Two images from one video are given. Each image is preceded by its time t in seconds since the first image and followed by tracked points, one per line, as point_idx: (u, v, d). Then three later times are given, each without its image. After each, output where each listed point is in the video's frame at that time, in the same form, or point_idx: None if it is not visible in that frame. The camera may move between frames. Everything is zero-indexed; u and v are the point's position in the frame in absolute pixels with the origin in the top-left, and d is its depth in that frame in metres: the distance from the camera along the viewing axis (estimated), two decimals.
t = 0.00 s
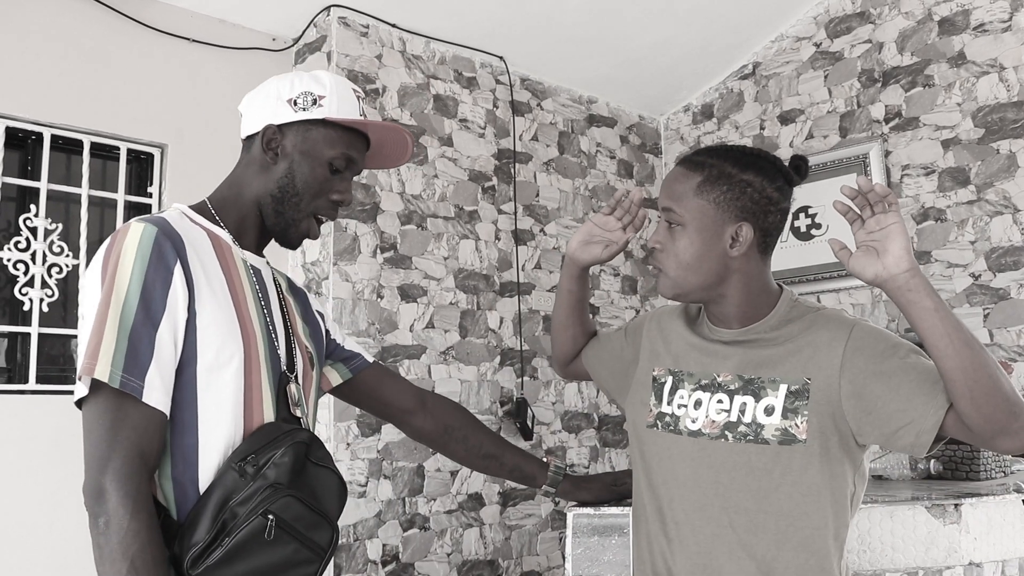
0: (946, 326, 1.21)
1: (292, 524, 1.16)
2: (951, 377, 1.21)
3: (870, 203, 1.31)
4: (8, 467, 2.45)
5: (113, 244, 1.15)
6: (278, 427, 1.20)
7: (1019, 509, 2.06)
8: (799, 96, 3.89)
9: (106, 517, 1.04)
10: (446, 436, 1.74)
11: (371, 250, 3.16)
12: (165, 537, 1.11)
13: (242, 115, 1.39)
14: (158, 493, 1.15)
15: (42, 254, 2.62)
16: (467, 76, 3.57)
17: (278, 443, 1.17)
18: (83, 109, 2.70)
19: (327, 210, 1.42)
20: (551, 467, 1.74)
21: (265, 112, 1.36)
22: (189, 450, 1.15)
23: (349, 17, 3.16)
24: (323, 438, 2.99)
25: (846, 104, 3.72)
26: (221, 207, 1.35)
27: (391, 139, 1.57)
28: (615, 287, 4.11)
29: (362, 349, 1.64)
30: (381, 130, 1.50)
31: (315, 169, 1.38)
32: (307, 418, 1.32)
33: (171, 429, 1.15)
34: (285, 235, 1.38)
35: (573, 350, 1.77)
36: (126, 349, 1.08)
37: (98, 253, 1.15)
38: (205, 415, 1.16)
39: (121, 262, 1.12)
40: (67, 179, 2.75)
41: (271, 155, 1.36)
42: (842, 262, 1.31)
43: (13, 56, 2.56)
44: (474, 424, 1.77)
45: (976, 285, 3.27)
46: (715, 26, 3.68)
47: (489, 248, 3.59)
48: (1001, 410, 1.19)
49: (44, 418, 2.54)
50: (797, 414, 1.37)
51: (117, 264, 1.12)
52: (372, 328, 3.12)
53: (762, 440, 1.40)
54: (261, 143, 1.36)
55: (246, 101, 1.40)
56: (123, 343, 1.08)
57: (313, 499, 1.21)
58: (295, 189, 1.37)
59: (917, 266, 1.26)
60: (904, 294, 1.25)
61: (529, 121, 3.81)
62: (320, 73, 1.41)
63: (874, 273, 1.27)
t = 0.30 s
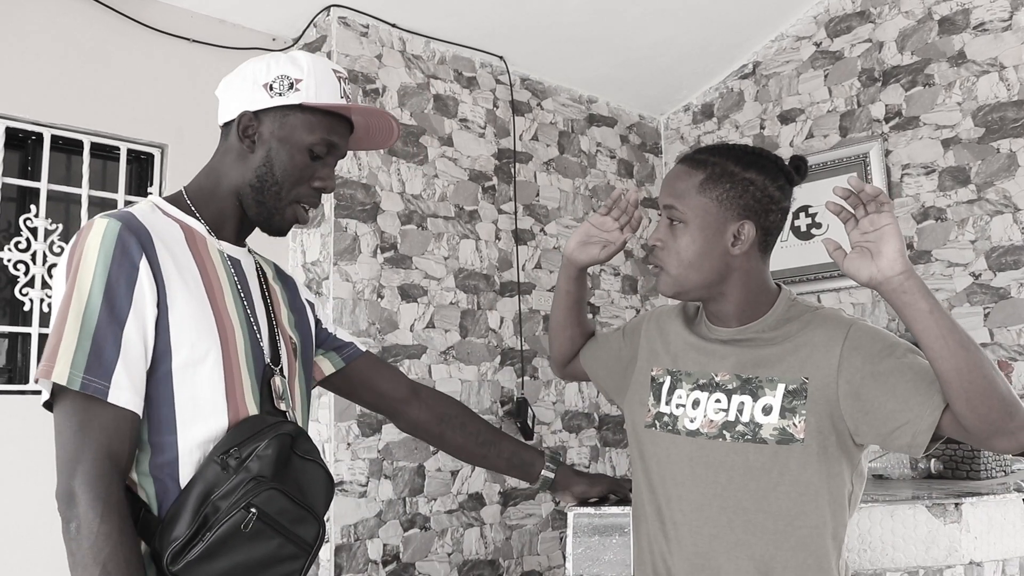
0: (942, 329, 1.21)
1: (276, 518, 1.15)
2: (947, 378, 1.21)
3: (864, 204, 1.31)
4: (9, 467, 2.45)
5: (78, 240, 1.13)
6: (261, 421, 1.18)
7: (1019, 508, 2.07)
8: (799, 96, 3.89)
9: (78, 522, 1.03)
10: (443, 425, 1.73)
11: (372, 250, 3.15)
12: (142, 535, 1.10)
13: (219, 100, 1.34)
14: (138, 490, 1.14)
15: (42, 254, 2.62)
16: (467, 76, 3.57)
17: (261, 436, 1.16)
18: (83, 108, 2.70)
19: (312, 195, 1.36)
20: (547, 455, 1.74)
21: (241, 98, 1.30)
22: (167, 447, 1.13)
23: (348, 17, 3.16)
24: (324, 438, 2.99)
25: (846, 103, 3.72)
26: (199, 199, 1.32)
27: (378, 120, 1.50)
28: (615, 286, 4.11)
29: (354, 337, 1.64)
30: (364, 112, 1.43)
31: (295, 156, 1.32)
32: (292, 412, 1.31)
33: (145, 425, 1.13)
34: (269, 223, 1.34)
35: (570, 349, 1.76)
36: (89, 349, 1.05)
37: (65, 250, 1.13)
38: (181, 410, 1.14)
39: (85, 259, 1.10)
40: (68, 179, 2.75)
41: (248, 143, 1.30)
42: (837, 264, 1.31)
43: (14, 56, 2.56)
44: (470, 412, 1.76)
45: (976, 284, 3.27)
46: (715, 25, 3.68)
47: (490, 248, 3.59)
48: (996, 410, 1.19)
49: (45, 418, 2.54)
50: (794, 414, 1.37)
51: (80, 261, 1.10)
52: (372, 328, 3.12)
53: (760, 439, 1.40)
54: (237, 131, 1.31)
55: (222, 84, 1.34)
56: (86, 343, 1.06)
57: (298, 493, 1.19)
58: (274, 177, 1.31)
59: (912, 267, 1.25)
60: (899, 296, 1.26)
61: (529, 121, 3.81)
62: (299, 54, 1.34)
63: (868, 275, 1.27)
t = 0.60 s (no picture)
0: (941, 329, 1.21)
1: (252, 528, 1.13)
2: (946, 378, 1.21)
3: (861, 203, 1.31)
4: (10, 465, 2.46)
5: (65, 250, 1.11)
6: (246, 429, 1.18)
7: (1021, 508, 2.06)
8: (800, 96, 3.89)
9: (51, 537, 1.00)
10: (450, 430, 1.70)
11: (372, 250, 3.15)
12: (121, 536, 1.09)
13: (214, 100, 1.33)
14: (118, 495, 1.14)
15: (43, 254, 2.63)
16: (468, 76, 3.57)
17: (243, 443, 1.15)
18: (83, 108, 2.70)
19: (311, 196, 1.35)
20: (551, 466, 1.70)
21: (235, 98, 1.29)
22: (148, 458, 1.14)
23: (349, 17, 3.16)
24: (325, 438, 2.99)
25: (847, 103, 3.72)
26: (194, 203, 1.32)
27: (377, 113, 1.48)
28: (616, 286, 4.11)
29: (362, 338, 1.63)
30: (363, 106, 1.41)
31: (291, 155, 1.31)
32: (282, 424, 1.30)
33: (130, 433, 1.14)
34: (267, 225, 1.33)
35: (569, 352, 1.76)
36: (70, 363, 1.04)
37: (52, 260, 1.12)
38: (167, 420, 1.14)
39: (68, 271, 1.08)
40: (68, 179, 2.76)
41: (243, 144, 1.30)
42: (835, 264, 1.31)
43: (15, 55, 2.56)
44: (478, 418, 1.74)
45: (977, 284, 3.27)
46: (715, 25, 3.68)
47: (490, 248, 3.59)
48: (996, 410, 1.19)
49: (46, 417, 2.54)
50: (794, 413, 1.37)
51: (64, 273, 1.08)
52: (373, 327, 3.12)
53: (761, 439, 1.40)
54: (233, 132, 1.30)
55: (217, 83, 1.34)
56: (67, 357, 1.04)
57: (278, 504, 1.17)
58: (271, 179, 1.30)
59: (910, 267, 1.26)
60: (897, 296, 1.26)
61: (530, 121, 3.81)
62: (294, 49, 1.33)
63: (867, 276, 1.27)
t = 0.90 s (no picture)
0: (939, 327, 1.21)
1: (260, 534, 1.13)
2: (945, 376, 1.21)
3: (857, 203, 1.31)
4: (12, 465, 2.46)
5: (69, 252, 1.10)
6: (255, 433, 1.17)
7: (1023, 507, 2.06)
8: (801, 94, 3.89)
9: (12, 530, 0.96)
10: (451, 427, 1.70)
11: (373, 249, 3.15)
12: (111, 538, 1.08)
13: (213, 96, 1.32)
14: (126, 496, 1.14)
15: (45, 254, 2.63)
16: (468, 75, 3.57)
17: (251, 448, 1.15)
18: (84, 108, 2.70)
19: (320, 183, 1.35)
20: (551, 466, 1.74)
21: (236, 92, 1.28)
22: (157, 463, 1.14)
23: (350, 16, 3.15)
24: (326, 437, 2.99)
25: (848, 102, 3.71)
26: (201, 202, 1.31)
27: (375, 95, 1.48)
28: (617, 285, 4.10)
29: (367, 331, 1.62)
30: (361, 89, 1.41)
31: (297, 146, 1.30)
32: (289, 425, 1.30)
33: (136, 435, 1.13)
34: (278, 216, 1.33)
35: (569, 351, 1.76)
36: (69, 367, 1.02)
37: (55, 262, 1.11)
38: (173, 422, 1.14)
39: (71, 273, 1.07)
40: (70, 178, 2.76)
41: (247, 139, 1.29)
42: (834, 263, 1.31)
43: (16, 55, 2.56)
44: (479, 415, 1.73)
45: (978, 283, 3.27)
46: (716, 24, 3.67)
47: (491, 247, 3.59)
48: (996, 407, 1.19)
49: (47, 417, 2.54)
50: (794, 412, 1.37)
51: (67, 276, 1.07)
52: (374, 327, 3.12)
53: (760, 438, 1.40)
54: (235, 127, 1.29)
55: (213, 79, 1.32)
56: (66, 359, 1.02)
57: (285, 510, 1.17)
58: (280, 171, 1.30)
59: (908, 266, 1.26)
60: (896, 295, 1.26)
61: (530, 120, 3.81)
62: (288, 38, 1.32)
63: (866, 275, 1.27)
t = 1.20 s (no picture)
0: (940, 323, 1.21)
1: (274, 536, 1.13)
2: (946, 372, 1.21)
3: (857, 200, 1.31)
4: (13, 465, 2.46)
5: (85, 249, 1.10)
6: (265, 435, 1.18)
7: None
8: (802, 93, 3.89)
9: None
10: (453, 427, 1.70)
11: (375, 248, 3.15)
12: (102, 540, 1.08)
13: (219, 95, 1.31)
14: (136, 497, 1.14)
15: (46, 254, 2.63)
16: (470, 74, 3.57)
17: (265, 450, 1.15)
18: (85, 108, 2.70)
19: (331, 181, 1.35)
20: (554, 465, 1.75)
21: (244, 91, 1.28)
22: (169, 466, 1.14)
23: (351, 15, 3.15)
24: (328, 437, 2.99)
25: (849, 100, 3.71)
26: (212, 202, 1.31)
27: (382, 92, 1.48)
28: (619, 284, 4.10)
29: (370, 331, 1.61)
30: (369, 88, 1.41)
31: (307, 145, 1.30)
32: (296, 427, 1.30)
33: (145, 436, 1.13)
34: (290, 215, 1.33)
35: (569, 353, 1.76)
36: (75, 367, 1.02)
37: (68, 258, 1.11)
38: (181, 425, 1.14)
39: (85, 272, 1.07)
40: (71, 179, 2.76)
41: (256, 138, 1.29)
42: (834, 261, 1.31)
43: (17, 55, 2.56)
44: (481, 415, 1.73)
45: (980, 281, 3.27)
46: (718, 22, 3.67)
47: (493, 246, 3.59)
48: (997, 403, 1.19)
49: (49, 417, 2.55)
50: (797, 410, 1.37)
51: (80, 274, 1.07)
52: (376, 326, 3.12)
53: (762, 436, 1.40)
54: (243, 126, 1.29)
55: (218, 78, 1.32)
56: (73, 360, 1.02)
57: (297, 512, 1.18)
58: (290, 170, 1.30)
59: (909, 262, 1.25)
60: (897, 292, 1.26)
61: (532, 119, 3.81)
62: (294, 35, 1.31)
63: (866, 272, 1.27)
